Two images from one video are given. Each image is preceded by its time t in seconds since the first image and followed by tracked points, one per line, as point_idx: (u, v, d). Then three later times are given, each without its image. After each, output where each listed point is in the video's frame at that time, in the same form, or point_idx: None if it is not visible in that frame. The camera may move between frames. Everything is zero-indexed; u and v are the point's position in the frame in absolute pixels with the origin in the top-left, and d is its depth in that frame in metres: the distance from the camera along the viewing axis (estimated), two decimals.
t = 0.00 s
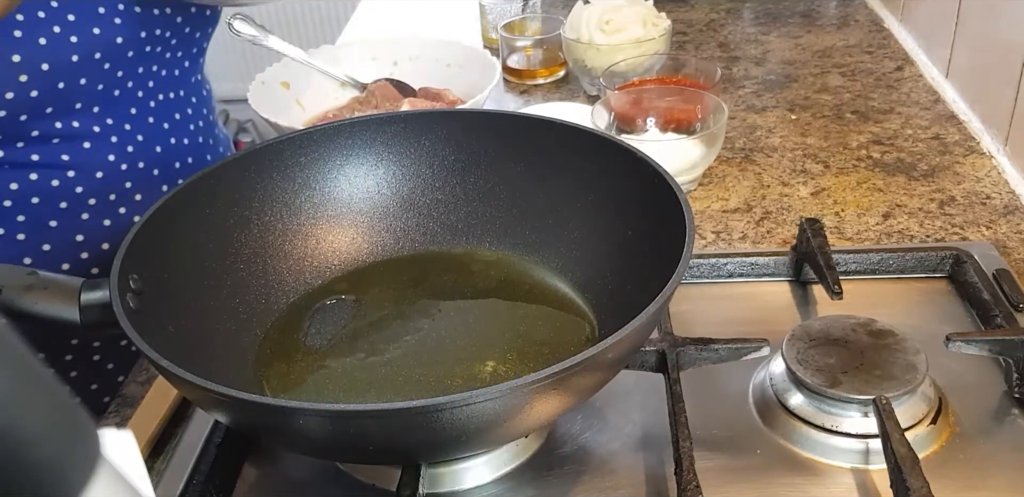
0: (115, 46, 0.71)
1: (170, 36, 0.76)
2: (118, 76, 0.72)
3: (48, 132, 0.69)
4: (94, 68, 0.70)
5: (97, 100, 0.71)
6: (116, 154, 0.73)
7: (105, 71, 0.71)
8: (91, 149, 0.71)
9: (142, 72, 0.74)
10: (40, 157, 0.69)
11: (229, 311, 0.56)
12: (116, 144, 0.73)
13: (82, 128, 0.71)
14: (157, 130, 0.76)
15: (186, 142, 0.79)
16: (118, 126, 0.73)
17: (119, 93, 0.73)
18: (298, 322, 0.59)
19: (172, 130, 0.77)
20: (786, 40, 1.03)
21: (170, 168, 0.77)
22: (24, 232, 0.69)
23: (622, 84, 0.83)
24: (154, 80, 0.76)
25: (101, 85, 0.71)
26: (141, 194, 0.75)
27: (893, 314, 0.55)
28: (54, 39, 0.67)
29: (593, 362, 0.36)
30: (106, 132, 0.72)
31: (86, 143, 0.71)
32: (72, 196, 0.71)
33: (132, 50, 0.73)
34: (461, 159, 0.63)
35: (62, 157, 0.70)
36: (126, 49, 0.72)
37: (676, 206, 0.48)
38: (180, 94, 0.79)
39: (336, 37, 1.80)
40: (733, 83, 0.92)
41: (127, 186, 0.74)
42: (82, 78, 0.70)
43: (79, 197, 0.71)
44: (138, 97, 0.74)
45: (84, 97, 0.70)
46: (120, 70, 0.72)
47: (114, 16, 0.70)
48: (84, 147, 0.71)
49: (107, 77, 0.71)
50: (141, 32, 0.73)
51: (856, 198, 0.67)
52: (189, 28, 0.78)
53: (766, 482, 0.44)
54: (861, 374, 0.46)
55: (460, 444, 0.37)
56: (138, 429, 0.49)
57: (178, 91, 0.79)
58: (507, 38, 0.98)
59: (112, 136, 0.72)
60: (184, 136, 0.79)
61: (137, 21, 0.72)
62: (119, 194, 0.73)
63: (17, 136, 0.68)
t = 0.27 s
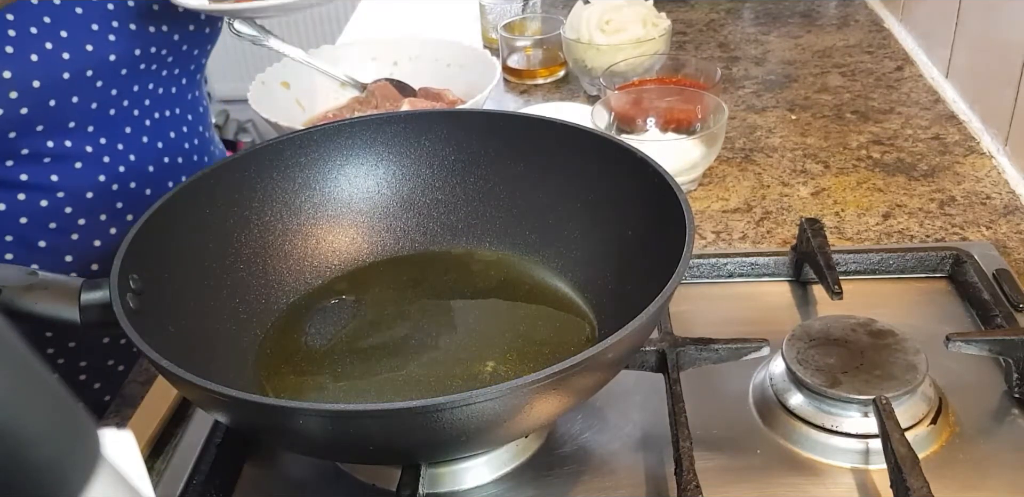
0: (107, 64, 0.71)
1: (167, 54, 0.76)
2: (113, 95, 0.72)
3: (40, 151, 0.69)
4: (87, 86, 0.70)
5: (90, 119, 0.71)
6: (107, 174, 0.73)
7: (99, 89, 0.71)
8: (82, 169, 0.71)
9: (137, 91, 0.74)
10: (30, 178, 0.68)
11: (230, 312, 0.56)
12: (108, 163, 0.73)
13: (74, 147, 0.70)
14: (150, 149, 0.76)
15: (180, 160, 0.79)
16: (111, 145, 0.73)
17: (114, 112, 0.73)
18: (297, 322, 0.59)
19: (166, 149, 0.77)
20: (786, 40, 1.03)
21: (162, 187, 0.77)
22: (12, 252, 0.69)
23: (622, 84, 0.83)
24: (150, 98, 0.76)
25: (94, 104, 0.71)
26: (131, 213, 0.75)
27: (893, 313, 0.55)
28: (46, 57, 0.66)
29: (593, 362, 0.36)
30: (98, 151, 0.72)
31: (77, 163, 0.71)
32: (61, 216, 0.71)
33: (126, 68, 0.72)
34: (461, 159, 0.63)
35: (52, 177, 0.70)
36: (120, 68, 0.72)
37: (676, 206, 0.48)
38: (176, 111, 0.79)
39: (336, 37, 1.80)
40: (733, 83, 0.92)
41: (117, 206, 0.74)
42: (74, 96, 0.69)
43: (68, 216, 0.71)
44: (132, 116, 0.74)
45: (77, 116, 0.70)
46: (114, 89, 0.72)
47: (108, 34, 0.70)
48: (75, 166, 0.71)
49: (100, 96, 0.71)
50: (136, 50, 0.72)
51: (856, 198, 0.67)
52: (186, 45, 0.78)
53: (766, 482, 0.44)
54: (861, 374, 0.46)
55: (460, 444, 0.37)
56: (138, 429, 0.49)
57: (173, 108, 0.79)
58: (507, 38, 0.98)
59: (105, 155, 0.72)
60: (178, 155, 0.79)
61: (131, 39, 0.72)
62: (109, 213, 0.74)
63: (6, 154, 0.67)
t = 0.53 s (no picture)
0: (108, 77, 0.71)
1: (168, 68, 0.76)
2: (114, 110, 0.72)
3: (39, 166, 0.68)
4: (88, 100, 0.70)
5: (91, 134, 0.71)
6: (107, 190, 0.72)
7: (100, 103, 0.71)
8: (82, 185, 0.71)
9: (138, 105, 0.74)
10: (28, 193, 0.68)
11: (230, 312, 0.56)
12: (109, 178, 0.72)
13: (75, 163, 0.70)
14: (151, 164, 0.76)
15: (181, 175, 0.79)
16: (112, 160, 0.73)
17: (115, 126, 0.72)
18: (298, 322, 0.59)
19: (166, 164, 0.77)
20: (786, 40, 1.03)
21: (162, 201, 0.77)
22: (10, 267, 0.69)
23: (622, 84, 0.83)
24: (151, 112, 0.76)
25: (96, 118, 0.71)
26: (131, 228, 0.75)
27: (893, 313, 0.55)
28: (47, 70, 0.66)
29: (593, 362, 0.36)
30: (99, 166, 0.72)
31: (78, 179, 0.71)
32: (60, 231, 0.71)
33: (127, 82, 0.72)
34: (461, 160, 0.63)
35: (51, 193, 0.69)
36: (121, 82, 0.72)
37: (676, 206, 0.48)
38: (177, 125, 0.79)
39: (336, 37, 1.80)
40: (733, 83, 0.92)
41: (117, 222, 0.74)
42: (75, 111, 0.69)
43: (68, 232, 0.71)
44: (134, 131, 0.74)
45: (78, 130, 0.70)
46: (115, 103, 0.72)
47: (109, 47, 0.70)
48: (76, 182, 0.70)
49: (101, 110, 0.71)
50: (138, 63, 0.73)
51: (856, 198, 0.67)
52: (188, 59, 0.78)
53: (766, 482, 0.44)
54: (862, 374, 0.46)
55: (459, 444, 0.37)
56: (138, 429, 0.49)
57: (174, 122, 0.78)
58: (508, 38, 0.98)
59: (105, 170, 0.72)
60: (179, 170, 0.78)
61: (132, 53, 0.72)
62: (109, 228, 0.73)
63: (5, 169, 0.67)
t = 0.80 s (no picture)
0: (106, 84, 0.67)
1: (169, 76, 0.72)
2: (111, 117, 0.68)
3: (32, 175, 0.65)
4: (84, 108, 0.66)
5: (85, 142, 0.67)
6: (101, 199, 0.69)
7: (96, 111, 0.67)
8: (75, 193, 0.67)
9: (136, 112, 0.70)
10: (20, 202, 0.65)
11: (229, 313, 0.56)
12: (103, 187, 0.69)
13: (68, 171, 0.67)
14: (147, 173, 0.72)
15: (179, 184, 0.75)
16: (107, 168, 0.69)
17: (111, 134, 0.69)
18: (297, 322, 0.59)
19: (163, 173, 0.73)
20: (786, 40, 1.03)
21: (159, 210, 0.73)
22: None
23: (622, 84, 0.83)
24: (150, 120, 0.72)
25: (91, 126, 0.67)
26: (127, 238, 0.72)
27: (893, 313, 0.55)
28: (42, 77, 0.63)
29: (592, 362, 0.36)
30: (94, 174, 0.68)
31: (72, 187, 0.67)
32: (52, 241, 0.67)
33: (124, 89, 0.69)
34: (460, 160, 0.63)
35: (43, 201, 0.66)
36: (119, 89, 0.68)
37: (676, 206, 0.48)
38: (176, 133, 0.75)
39: (337, 37, 1.80)
40: (733, 83, 0.92)
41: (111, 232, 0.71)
42: (71, 118, 0.65)
43: (60, 241, 0.68)
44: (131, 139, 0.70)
45: (73, 138, 0.66)
46: (112, 111, 0.68)
47: (109, 54, 0.67)
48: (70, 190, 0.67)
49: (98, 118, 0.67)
50: (137, 71, 0.69)
51: (856, 198, 0.67)
52: (190, 67, 0.74)
53: (766, 482, 0.44)
54: (861, 374, 0.46)
55: (459, 444, 0.37)
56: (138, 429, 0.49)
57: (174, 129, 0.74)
58: (507, 38, 0.98)
59: (100, 178, 0.69)
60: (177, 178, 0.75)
61: (131, 59, 0.68)
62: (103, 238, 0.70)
63: None
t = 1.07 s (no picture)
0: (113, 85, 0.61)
1: (177, 76, 0.65)
2: (118, 118, 0.63)
3: (43, 176, 0.61)
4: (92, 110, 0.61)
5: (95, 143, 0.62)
6: (112, 201, 0.64)
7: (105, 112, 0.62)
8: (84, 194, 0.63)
9: (144, 111, 0.64)
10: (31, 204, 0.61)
11: (229, 313, 0.55)
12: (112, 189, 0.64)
13: (78, 173, 0.62)
14: (157, 174, 0.66)
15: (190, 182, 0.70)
16: (116, 170, 0.64)
17: (120, 135, 0.63)
18: (297, 322, 0.59)
19: (172, 172, 0.68)
20: (786, 40, 1.03)
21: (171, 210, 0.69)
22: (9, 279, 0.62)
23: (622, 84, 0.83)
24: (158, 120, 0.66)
25: (100, 127, 0.62)
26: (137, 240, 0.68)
27: (893, 314, 0.55)
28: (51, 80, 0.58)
29: (592, 362, 0.36)
30: (103, 175, 0.63)
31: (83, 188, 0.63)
32: (64, 241, 0.63)
33: (131, 90, 0.62)
34: (461, 159, 0.63)
35: (53, 203, 0.62)
36: (127, 90, 0.62)
37: (676, 206, 0.48)
38: (182, 132, 0.68)
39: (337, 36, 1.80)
40: (733, 83, 0.92)
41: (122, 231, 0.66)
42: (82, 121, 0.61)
43: (71, 241, 0.64)
44: (139, 140, 0.65)
45: (84, 140, 0.62)
46: (120, 111, 0.63)
47: (117, 55, 0.60)
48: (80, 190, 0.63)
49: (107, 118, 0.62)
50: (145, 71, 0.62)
51: (856, 198, 0.67)
52: (196, 68, 0.66)
53: (766, 482, 0.44)
54: (861, 374, 0.46)
55: (459, 444, 0.37)
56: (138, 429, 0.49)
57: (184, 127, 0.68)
58: (507, 38, 0.98)
59: (110, 180, 0.64)
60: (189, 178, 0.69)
61: (139, 60, 0.61)
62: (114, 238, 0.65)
63: (9, 178, 0.60)
